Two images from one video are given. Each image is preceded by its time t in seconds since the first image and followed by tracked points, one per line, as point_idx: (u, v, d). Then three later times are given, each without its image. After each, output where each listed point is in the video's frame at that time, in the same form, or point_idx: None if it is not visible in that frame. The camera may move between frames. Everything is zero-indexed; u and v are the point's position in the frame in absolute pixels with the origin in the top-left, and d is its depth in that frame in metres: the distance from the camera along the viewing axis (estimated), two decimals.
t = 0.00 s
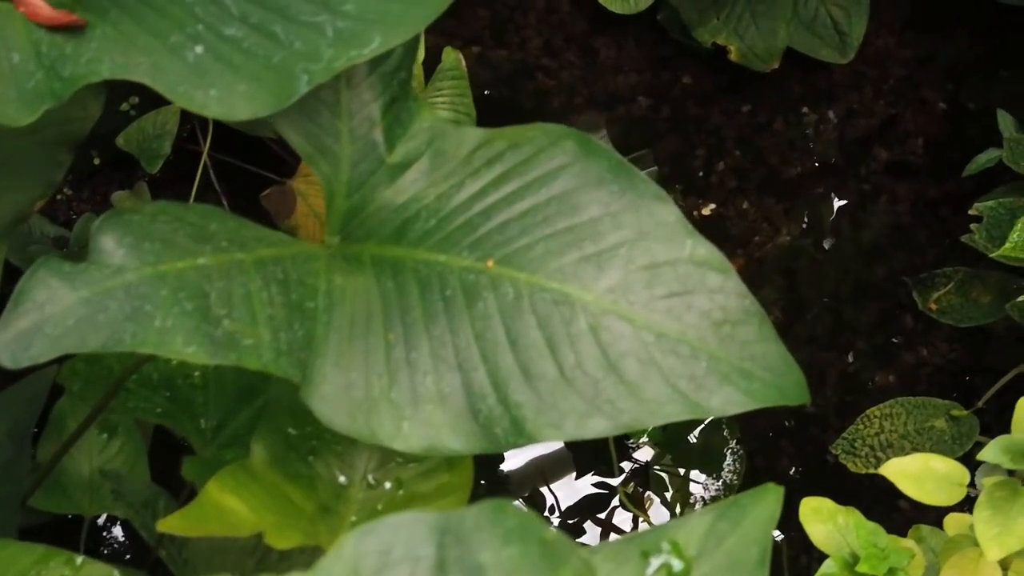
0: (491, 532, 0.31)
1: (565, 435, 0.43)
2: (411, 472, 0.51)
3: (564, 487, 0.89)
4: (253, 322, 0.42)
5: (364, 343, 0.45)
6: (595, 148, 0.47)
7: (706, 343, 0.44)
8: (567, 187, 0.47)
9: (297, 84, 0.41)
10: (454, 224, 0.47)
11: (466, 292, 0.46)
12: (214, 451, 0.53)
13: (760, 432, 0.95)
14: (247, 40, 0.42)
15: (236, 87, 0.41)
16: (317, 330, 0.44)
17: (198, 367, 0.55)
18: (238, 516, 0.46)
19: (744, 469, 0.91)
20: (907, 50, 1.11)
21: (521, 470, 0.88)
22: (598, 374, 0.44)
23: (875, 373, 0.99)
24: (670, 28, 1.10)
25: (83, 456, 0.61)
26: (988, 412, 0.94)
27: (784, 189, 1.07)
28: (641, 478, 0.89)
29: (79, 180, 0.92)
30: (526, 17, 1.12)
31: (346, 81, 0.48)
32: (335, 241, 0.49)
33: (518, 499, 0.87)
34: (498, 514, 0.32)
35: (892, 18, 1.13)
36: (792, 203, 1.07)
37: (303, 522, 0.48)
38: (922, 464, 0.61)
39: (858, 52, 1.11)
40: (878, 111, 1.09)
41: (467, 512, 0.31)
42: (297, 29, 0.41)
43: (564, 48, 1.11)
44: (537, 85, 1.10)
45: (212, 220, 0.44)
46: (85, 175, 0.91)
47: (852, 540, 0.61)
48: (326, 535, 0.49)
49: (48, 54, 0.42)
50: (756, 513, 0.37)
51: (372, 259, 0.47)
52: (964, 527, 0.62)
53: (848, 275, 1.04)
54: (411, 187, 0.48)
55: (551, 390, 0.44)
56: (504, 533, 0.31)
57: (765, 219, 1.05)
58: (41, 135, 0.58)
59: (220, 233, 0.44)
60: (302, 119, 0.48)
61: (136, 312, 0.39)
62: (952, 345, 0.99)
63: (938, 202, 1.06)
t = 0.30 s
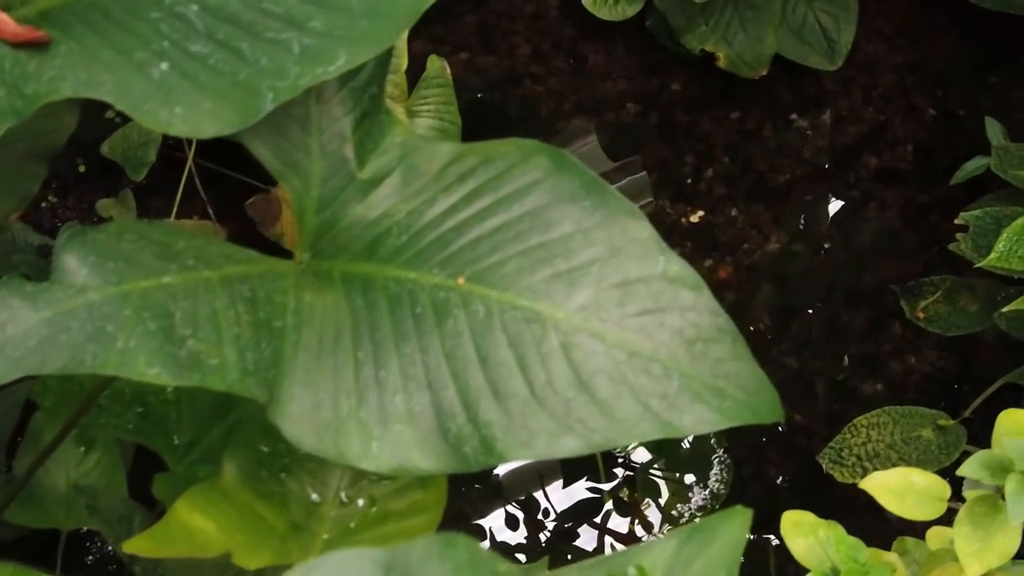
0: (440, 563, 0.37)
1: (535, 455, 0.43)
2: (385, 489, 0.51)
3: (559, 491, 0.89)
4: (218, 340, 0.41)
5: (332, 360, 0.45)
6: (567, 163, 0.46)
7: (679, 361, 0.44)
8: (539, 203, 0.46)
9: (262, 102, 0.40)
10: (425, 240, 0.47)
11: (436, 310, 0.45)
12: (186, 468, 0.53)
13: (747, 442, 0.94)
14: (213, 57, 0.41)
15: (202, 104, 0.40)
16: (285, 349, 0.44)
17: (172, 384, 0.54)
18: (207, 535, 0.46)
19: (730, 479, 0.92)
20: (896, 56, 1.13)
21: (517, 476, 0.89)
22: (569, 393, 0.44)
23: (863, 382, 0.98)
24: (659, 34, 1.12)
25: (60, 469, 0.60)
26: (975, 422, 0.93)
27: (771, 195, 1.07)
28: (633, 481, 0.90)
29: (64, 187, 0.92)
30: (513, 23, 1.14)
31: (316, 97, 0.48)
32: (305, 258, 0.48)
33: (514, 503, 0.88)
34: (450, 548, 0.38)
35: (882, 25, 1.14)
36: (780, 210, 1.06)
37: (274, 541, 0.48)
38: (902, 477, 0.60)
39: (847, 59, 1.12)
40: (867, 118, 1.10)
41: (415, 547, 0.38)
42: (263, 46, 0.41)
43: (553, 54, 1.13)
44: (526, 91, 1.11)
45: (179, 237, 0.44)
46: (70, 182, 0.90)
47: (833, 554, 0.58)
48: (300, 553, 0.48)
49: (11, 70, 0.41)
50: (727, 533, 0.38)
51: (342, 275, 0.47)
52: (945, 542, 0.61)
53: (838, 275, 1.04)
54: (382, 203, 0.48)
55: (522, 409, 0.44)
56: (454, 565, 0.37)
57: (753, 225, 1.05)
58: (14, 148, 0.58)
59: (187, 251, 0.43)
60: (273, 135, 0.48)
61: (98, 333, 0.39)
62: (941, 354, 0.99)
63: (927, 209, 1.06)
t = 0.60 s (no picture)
0: None
1: (506, 475, 0.43)
2: (357, 506, 0.50)
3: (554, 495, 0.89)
4: (187, 360, 0.42)
5: (303, 380, 0.44)
6: (540, 180, 0.46)
7: (652, 379, 0.44)
8: (511, 221, 0.46)
9: (228, 121, 0.40)
10: (397, 258, 0.47)
11: (408, 328, 0.45)
12: (159, 485, 0.53)
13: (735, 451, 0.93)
14: (179, 75, 0.41)
15: (167, 123, 0.40)
16: (254, 367, 0.43)
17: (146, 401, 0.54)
18: (173, 555, 0.46)
19: (719, 491, 0.91)
20: (886, 62, 1.13)
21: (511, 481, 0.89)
22: (541, 413, 0.44)
23: (854, 391, 0.97)
24: (649, 43, 1.13)
25: (38, 482, 0.59)
26: (964, 431, 0.93)
27: (761, 202, 1.07)
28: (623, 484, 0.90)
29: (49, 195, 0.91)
30: (502, 30, 1.15)
31: (288, 113, 0.48)
32: (276, 275, 0.47)
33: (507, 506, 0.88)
34: None
35: (872, 32, 1.14)
36: (770, 218, 1.06)
37: (245, 561, 0.48)
38: (883, 491, 0.60)
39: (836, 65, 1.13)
40: (856, 124, 1.10)
41: None
42: (229, 63, 0.41)
43: (541, 61, 1.14)
44: (514, 98, 1.11)
45: (148, 255, 0.45)
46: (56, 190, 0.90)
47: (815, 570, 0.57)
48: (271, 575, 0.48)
49: None
50: (695, 558, 0.41)
51: (313, 292, 0.47)
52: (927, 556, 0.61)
53: (826, 287, 1.03)
54: (353, 221, 0.47)
55: (493, 429, 0.44)
56: None
57: (742, 233, 1.05)
58: None
59: (155, 269, 0.44)
60: (243, 151, 0.48)
61: (61, 354, 0.40)
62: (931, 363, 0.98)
63: (917, 216, 1.05)
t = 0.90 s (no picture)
0: None
1: (477, 495, 0.42)
2: (332, 525, 0.50)
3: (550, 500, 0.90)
4: (154, 382, 0.42)
5: (274, 400, 0.44)
6: (514, 198, 0.46)
7: (626, 399, 0.43)
8: (485, 238, 0.46)
9: (196, 140, 0.39)
10: (370, 276, 0.46)
11: (380, 346, 0.45)
12: (134, 503, 0.53)
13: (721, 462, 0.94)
14: (146, 93, 0.40)
15: (135, 142, 0.40)
16: (223, 388, 0.43)
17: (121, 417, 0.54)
18: None
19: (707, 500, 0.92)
20: (877, 68, 1.12)
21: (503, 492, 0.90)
22: (514, 433, 0.43)
23: (839, 398, 0.98)
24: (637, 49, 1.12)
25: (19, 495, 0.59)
26: (952, 440, 0.93)
27: (751, 209, 1.07)
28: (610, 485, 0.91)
29: (35, 204, 0.91)
30: (493, 36, 1.13)
31: (259, 130, 0.48)
32: (249, 293, 0.47)
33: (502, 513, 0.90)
34: None
35: (862, 38, 1.13)
36: (760, 225, 1.06)
37: None
38: (866, 506, 0.59)
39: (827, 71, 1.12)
40: (847, 132, 1.09)
41: None
42: (196, 81, 0.40)
43: (530, 67, 1.13)
44: (503, 104, 1.11)
45: (117, 274, 0.45)
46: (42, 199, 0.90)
47: None
48: None
49: None
50: None
51: (286, 311, 0.46)
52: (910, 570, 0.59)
53: (814, 294, 1.03)
54: (326, 238, 0.47)
55: (466, 449, 0.43)
56: None
57: (731, 240, 1.05)
58: None
59: (124, 288, 0.45)
60: (214, 169, 0.48)
61: (26, 376, 0.41)
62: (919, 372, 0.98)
63: (905, 224, 1.05)
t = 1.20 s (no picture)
0: None
1: (448, 516, 0.42)
2: (305, 542, 0.50)
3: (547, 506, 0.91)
4: (119, 402, 0.42)
5: (244, 419, 0.43)
6: (488, 214, 0.46)
7: (599, 416, 0.43)
8: (459, 255, 0.45)
9: (162, 158, 0.39)
10: (342, 293, 0.46)
11: (351, 364, 0.44)
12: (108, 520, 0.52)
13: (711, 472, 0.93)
14: (113, 110, 0.40)
15: (100, 160, 0.39)
16: (192, 408, 0.43)
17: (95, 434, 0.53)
18: None
19: (694, 508, 0.93)
20: (867, 75, 1.12)
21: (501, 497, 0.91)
22: (486, 452, 0.43)
23: (828, 407, 0.96)
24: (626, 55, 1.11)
25: None
26: (941, 449, 0.92)
27: (740, 216, 1.06)
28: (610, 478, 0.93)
29: (21, 212, 0.90)
30: (480, 42, 1.13)
31: (230, 146, 0.47)
32: (220, 309, 0.47)
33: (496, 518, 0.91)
34: None
35: (852, 45, 1.13)
36: (750, 232, 1.05)
37: None
38: (847, 522, 0.57)
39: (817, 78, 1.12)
40: (837, 138, 1.09)
41: None
42: (163, 98, 0.40)
43: (518, 73, 1.13)
44: (492, 111, 1.11)
45: (85, 292, 0.44)
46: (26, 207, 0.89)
47: None
48: None
49: None
50: None
51: (257, 328, 0.46)
52: None
53: (803, 304, 1.03)
54: (298, 254, 0.47)
55: (437, 468, 0.43)
56: None
57: (721, 247, 1.04)
58: None
59: (91, 306, 0.44)
60: (184, 184, 0.47)
61: None
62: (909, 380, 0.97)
63: (895, 231, 1.05)
